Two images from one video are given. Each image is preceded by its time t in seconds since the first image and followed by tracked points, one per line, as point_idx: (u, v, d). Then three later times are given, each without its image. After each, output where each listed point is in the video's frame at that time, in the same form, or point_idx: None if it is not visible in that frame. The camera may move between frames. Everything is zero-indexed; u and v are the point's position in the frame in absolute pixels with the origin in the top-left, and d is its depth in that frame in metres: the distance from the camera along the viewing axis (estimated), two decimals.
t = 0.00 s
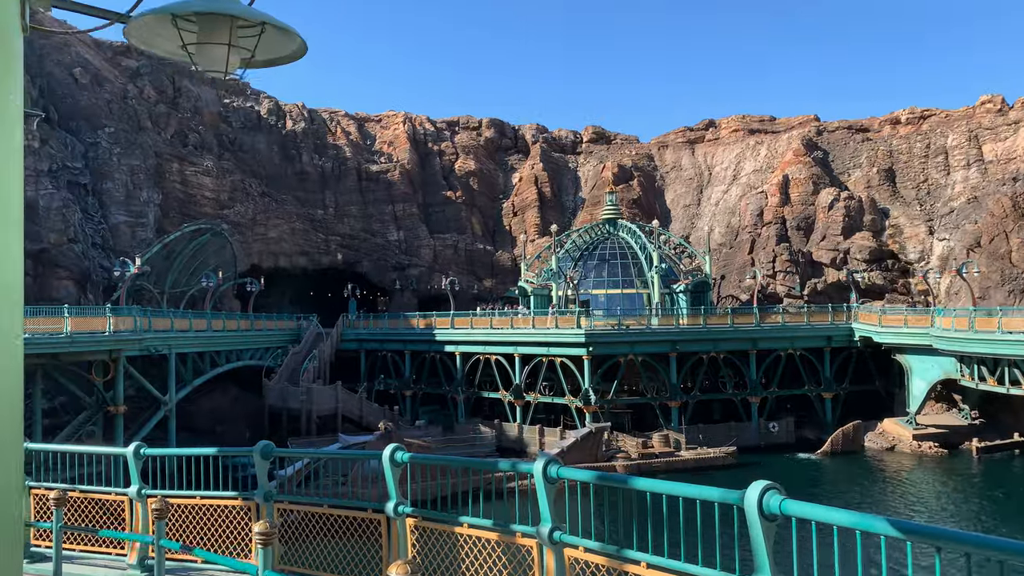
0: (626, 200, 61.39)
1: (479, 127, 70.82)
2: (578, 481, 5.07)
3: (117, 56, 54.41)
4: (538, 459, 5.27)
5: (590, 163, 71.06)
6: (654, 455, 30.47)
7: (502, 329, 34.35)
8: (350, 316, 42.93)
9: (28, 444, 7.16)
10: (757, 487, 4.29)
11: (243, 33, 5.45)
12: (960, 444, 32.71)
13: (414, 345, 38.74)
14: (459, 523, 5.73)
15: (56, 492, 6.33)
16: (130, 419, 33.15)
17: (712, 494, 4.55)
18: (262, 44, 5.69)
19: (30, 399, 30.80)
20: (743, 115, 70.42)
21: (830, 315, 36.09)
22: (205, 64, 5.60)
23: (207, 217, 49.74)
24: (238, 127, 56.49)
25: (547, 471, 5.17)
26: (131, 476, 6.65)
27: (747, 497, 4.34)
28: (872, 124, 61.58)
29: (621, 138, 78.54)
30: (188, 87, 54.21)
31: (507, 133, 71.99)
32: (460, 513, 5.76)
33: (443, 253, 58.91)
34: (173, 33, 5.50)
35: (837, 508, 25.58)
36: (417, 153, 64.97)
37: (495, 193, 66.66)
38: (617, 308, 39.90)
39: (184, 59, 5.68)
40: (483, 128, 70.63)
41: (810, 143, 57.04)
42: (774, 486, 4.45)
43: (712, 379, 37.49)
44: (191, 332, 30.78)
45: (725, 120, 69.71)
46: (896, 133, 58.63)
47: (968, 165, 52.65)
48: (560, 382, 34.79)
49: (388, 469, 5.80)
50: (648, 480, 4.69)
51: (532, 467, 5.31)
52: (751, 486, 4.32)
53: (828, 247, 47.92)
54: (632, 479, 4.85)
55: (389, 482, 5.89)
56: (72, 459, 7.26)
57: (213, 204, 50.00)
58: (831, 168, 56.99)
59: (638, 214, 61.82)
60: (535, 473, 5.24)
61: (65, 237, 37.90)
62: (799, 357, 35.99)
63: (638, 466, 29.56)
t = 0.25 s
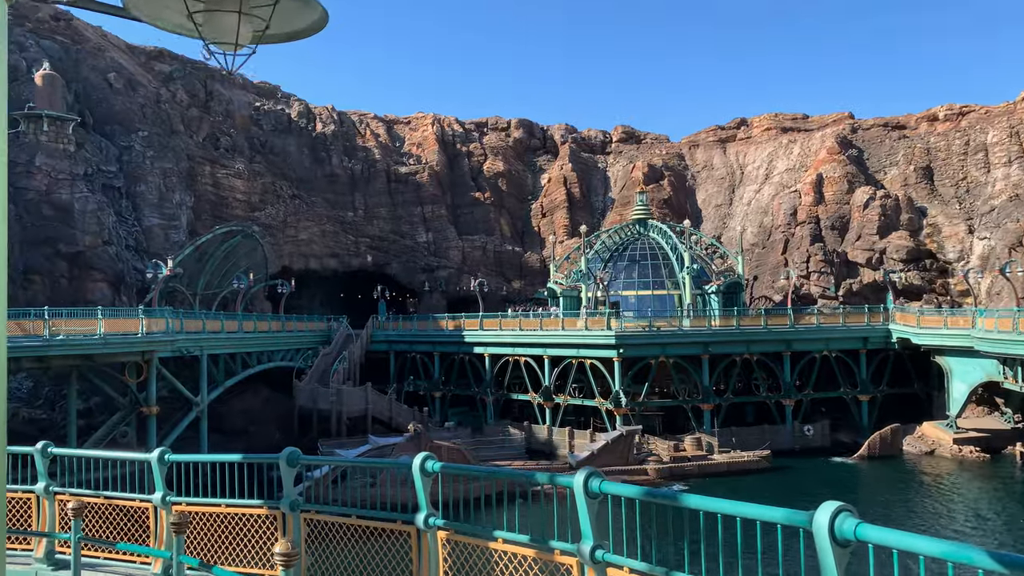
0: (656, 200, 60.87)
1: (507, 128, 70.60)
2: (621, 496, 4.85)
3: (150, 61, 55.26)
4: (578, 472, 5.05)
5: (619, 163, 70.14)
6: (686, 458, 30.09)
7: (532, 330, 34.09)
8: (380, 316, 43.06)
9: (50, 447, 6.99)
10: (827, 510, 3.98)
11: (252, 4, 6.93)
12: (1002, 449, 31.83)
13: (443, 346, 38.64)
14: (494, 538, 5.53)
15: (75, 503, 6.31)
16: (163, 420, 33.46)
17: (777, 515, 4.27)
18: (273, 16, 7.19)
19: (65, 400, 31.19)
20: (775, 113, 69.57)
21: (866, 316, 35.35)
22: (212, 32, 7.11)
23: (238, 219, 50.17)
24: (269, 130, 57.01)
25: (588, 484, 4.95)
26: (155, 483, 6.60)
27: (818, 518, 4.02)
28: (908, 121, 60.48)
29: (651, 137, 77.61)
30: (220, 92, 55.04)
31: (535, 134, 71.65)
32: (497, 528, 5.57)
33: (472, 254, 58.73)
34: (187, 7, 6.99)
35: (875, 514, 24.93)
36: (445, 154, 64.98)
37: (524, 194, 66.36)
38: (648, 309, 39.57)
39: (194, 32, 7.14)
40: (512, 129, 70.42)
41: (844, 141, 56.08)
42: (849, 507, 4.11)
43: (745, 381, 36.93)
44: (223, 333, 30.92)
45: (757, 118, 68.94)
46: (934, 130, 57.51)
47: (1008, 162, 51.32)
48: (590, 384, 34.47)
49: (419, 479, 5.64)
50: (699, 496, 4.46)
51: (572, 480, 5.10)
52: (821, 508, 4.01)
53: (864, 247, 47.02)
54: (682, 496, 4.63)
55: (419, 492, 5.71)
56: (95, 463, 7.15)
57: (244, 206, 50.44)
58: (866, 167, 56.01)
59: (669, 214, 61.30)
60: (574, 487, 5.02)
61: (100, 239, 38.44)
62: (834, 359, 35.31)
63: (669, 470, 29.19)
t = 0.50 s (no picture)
0: (698, 202, 60.11)
1: (547, 131, 70.13)
2: (673, 510, 4.69)
3: (197, 69, 56.44)
4: (629, 483, 4.88)
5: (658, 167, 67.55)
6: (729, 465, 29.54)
7: (572, 334, 33.80)
8: (420, 320, 43.20)
9: (85, 447, 7.03)
10: (918, 530, 3.68)
11: None
12: None
13: (482, 349, 38.55)
14: (536, 549, 5.32)
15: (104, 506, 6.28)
16: (206, 421, 33.91)
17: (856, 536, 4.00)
18: None
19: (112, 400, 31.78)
20: (821, 114, 68.28)
21: (917, 321, 34.35)
22: None
23: (281, 223, 50.77)
24: (311, 135, 57.91)
25: (640, 497, 4.77)
26: (189, 486, 6.56)
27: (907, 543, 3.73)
28: (960, 120, 58.83)
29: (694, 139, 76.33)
30: (264, 98, 57.36)
31: (575, 137, 71.08)
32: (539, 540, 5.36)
33: (511, 257, 58.48)
34: None
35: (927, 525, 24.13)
36: (485, 158, 64.96)
37: (563, 197, 65.27)
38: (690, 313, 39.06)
39: None
40: (551, 132, 70.00)
41: (893, 142, 54.69)
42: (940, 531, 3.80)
43: (790, 387, 36.13)
44: (265, 335, 31.24)
45: (802, 119, 67.80)
46: (987, 130, 55.88)
47: None
48: (631, 388, 34.05)
49: (456, 487, 5.49)
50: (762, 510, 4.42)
51: (620, 492, 4.94)
52: (910, 530, 3.71)
53: (913, 250, 45.84)
54: (746, 512, 4.60)
55: (458, 500, 5.56)
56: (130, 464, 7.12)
57: (287, 210, 51.04)
58: (916, 168, 54.55)
59: (711, 217, 60.46)
60: (625, 499, 4.85)
61: (147, 243, 39.22)
62: (883, 365, 34.37)
63: (712, 477, 28.68)
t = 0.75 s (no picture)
0: (748, 204, 58.80)
1: (591, 132, 68.97)
2: (743, 533, 4.26)
3: (245, 74, 57.18)
4: (692, 503, 4.45)
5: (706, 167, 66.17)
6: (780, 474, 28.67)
7: (617, 338, 33.16)
8: (463, 322, 43.02)
9: (124, 451, 6.72)
10: None
11: None
12: None
13: (526, 353, 38.13)
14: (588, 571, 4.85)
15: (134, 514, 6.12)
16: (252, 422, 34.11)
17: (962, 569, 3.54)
18: None
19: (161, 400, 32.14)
20: (876, 112, 66.33)
21: (979, 326, 32.87)
22: None
23: (327, 225, 50.99)
24: (356, 139, 58.36)
25: (706, 518, 4.34)
26: (226, 491, 6.31)
27: None
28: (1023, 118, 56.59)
29: (743, 138, 74.49)
30: (310, 102, 57.80)
31: (620, 137, 69.45)
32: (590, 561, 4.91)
33: (555, 260, 57.78)
34: None
35: (992, 541, 22.96)
36: (529, 159, 64.46)
37: (608, 199, 64.00)
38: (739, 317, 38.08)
39: None
40: (596, 133, 68.87)
41: (953, 140, 52.74)
42: None
43: (844, 394, 34.94)
44: (310, 337, 31.27)
45: (856, 118, 65.97)
46: None
47: None
48: (678, 394, 33.31)
49: (500, 501, 5.07)
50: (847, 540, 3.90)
51: (683, 512, 4.52)
52: None
53: (974, 253, 44.22)
54: (827, 540, 4.12)
55: (502, 514, 5.14)
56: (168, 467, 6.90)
57: (332, 213, 51.27)
58: (976, 168, 52.55)
59: (761, 218, 59.05)
60: (689, 521, 4.42)
61: (196, 245, 39.72)
62: (943, 372, 32.99)
63: (762, 485, 27.84)
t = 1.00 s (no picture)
0: (793, 202, 57.83)
1: (632, 131, 68.21)
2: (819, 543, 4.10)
3: (288, 77, 57.98)
4: (763, 510, 4.30)
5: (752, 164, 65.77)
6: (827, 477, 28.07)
7: (660, 338, 32.79)
8: (503, 323, 43.04)
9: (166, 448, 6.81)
10: None
11: None
12: None
13: (567, 353, 37.94)
14: None
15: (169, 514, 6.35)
16: (296, 421, 34.50)
17: None
18: None
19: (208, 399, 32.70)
20: (926, 107, 64.73)
21: None
22: None
23: (369, 226, 51.38)
24: (398, 140, 58.83)
25: (778, 526, 4.20)
26: (265, 490, 6.31)
27: None
28: None
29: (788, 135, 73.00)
30: (352, 104, 58.32)
31: (662, 136, 68.51)
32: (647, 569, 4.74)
33: (595, 260, 57.42)
34: None
35: None
36: (569, 159, 64.16)
37: (649, 198, 63.33)
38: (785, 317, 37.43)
39: None
40: (637, 132, 68.02)
41: (1007, 135, 51.18)
42: None
43: (893, 395, 34.10)
44: (353, 337, 31.50)
45: (905, 113, 64.37)
46: None
47: None
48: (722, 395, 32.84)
49: (550, 503, 4.94)
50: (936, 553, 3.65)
51: (752, 519, 4.35)
52: None
53: None
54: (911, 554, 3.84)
55: (552, 518, 5.01)
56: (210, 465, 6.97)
57: (374, 214, 51.65)
58: None
59: (807, 217, 57.96)
60: (758, 530, 4.26)
61: (241, 246, 40.35)
62: (997, 373, 31.99)
63: (810, 488, 27.32)
